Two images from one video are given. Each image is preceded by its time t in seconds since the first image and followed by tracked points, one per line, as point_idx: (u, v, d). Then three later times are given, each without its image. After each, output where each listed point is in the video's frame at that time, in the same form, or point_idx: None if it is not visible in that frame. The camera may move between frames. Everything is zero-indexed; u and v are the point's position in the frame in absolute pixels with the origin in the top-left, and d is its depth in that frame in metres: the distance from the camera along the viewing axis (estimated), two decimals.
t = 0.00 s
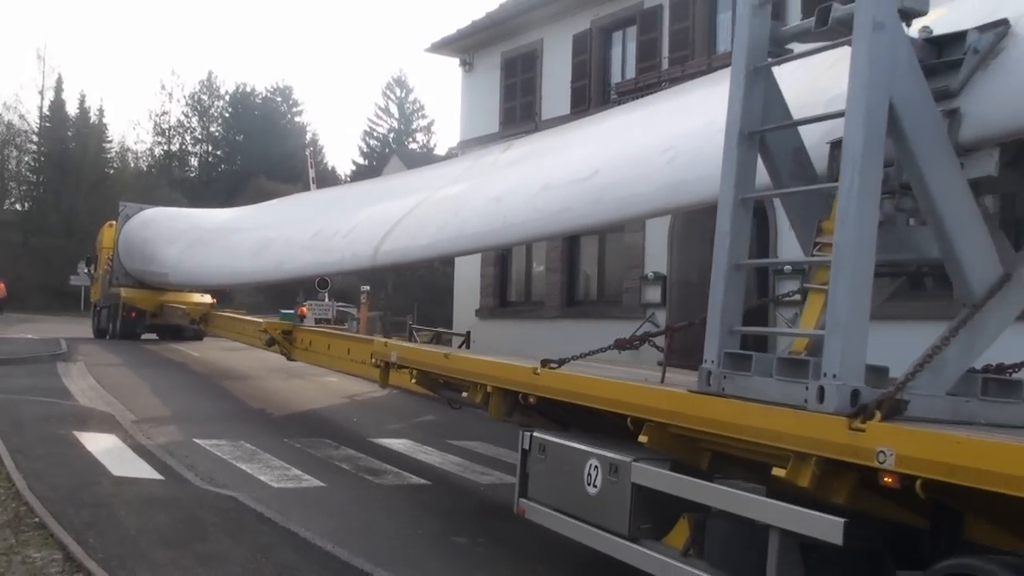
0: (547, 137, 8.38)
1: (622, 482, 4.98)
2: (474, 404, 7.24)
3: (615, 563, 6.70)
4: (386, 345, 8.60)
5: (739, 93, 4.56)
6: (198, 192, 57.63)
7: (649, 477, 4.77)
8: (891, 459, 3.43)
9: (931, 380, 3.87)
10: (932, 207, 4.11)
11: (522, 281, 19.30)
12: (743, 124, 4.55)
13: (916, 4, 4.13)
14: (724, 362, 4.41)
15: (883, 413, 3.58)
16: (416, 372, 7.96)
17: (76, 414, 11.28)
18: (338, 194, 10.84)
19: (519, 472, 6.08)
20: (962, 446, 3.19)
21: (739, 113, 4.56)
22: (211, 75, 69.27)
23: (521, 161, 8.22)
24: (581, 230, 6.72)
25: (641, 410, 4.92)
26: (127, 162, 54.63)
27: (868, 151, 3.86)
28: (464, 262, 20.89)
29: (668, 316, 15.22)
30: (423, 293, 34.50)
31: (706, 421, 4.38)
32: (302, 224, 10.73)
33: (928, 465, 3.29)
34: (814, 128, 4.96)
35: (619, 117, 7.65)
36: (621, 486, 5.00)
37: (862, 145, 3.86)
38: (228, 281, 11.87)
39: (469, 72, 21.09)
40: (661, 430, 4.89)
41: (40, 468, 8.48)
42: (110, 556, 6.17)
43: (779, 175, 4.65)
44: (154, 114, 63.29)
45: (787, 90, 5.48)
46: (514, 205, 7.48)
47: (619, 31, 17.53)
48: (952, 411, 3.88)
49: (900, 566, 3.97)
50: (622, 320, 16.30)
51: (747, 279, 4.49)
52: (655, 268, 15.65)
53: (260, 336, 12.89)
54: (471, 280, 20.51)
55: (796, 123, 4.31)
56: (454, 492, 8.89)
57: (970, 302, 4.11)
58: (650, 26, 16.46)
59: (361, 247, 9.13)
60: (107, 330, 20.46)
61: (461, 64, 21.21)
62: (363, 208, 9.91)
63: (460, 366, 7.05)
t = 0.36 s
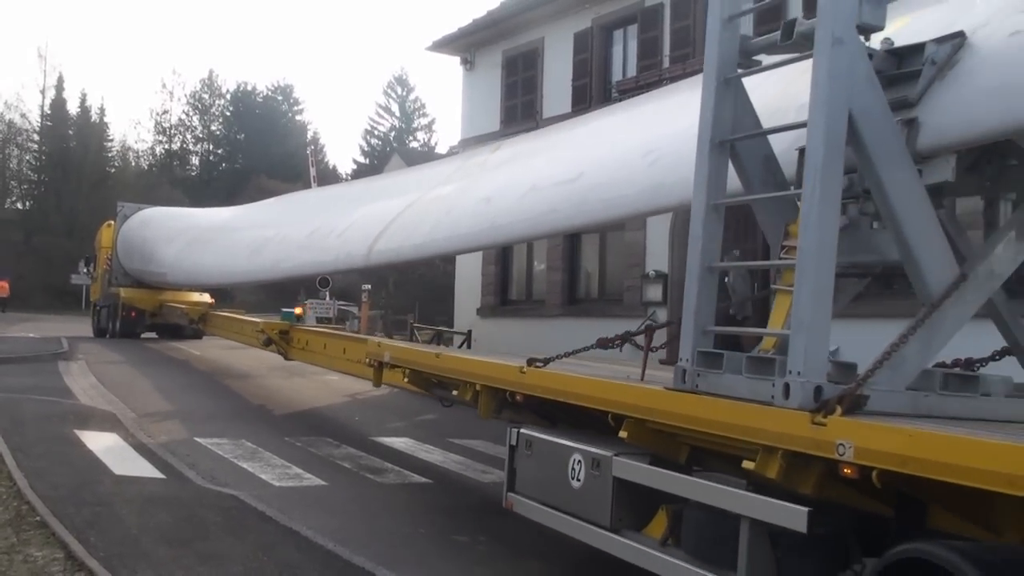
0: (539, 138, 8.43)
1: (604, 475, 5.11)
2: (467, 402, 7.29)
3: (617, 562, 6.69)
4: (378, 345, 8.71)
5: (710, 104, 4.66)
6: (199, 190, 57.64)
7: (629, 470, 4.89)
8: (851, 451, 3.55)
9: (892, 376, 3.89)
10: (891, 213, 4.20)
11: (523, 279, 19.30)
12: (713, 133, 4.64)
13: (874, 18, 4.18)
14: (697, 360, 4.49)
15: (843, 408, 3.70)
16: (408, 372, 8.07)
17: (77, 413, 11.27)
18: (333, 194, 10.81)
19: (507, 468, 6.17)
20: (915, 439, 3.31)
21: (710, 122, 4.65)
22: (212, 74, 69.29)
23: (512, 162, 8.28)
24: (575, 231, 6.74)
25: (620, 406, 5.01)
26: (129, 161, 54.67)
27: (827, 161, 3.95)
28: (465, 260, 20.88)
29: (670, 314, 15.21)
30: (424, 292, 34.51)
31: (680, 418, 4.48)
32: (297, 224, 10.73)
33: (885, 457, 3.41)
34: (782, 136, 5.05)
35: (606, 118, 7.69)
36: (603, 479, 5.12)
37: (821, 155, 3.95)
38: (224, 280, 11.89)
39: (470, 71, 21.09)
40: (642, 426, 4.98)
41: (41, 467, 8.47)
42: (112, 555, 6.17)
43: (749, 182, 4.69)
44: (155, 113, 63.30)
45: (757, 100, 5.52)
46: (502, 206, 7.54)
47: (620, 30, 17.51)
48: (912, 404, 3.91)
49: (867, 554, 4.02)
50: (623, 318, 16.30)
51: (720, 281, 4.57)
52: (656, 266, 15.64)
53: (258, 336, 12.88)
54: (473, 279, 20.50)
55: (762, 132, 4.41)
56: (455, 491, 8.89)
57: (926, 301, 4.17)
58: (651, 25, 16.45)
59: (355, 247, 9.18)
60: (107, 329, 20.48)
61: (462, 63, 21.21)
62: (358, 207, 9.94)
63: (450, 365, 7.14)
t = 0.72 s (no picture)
0: (532, 139, 8.44)
1: (588, 465, 5.33)
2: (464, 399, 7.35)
3: (620, 560, 6.68)
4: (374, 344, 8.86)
5: (685, 111, 4.85)
6: (200, 191, 57.60)
7: (612, 460, 5.11)
8: (814, 440, 3.79)
9: (857, 369, 4.09)
10: (856, 214, 4.37)
11: (524, 279, 19.28)
12: (688, 138, 4.83)
13: (837, 28, 4.39)
14: (674, 355, 4.75)
15: (810, 398, 3.93)
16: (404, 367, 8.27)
17: (78, 413, 11.28)
18: (329, 195, 10.82)
19: (497, 459, 6.38)
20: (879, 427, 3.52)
21: (686, 128, 4.85)
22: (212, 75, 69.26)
23: (505, 163, 8.30)
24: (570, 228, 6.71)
25: (605, 399, 5.24)
26: (129, 162, 54.65)
27: (793, 166, 4.17)
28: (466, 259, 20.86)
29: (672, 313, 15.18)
30: (426, 292, 34.48)
31: (660, 409, 4.72)
32: (294, 225, 10.74)
33: (847, 443, 3.63)
34: (756, 140, 5.15)
35: (597, 118, 7.70)
36: (587, 469, 5.34)
37: (788, 160, 4.18)
38: (221, 281, 11.91)
39: (470, 71, 21.08)
40: (625, 419, 5.22)
41: (43, 468, 8.47)
42: (113, 556, 6.17)
43: (723, 184, 4.87)
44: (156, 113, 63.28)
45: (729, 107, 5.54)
46: (493, 207, 7.58)
47: (620, 29, 17.49)
48: (876, 395, 4.11)
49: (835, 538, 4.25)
50: (624, 317, 16.29)
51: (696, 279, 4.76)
52: (658, 265, 15.62)
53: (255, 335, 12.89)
54: (474, 278, 20.48)
55: (735, 137, 4.59)
56: (457, 491, 8.87)
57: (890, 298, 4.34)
58: (651, 23, 16.44)
59: (350, 248, 9.21)
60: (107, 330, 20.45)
61: (462, 62, 21.20)
62: (355, 207, 9.96)
63: (446, 360, 7.34)
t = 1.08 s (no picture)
0: (527, 145, 8.50)
1: (573, 462, 5.44)
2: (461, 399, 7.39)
3: (619, 560, 6.69)
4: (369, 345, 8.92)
5: (662, 123, 5.00)
6: (199, 191, 57.57)
7: (596, 457, 5.22)
8: (780, 437, 3.95)
9: (823, 369, 4.29)
10: (823, 222, 4.53)
11: (523, 279, 19.27)
12: (666, 148, 4.98)
13: (804, 45, 4.63)
14: (652, 356, 4.95)
15: (777, 398, 4.09)
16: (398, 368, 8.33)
17: (77, 413, 11.26)
18: (326, 198, 10.87)
19: (488, 458, 6.44)
20: (841, 425, 3.66)
21: (664, 139, 5.00)
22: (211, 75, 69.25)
23: (499, 168, 8.36)
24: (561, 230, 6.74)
25: (588, 399, 5.37)
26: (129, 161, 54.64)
27: (763, 176, 4.40)
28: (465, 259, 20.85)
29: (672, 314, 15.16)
30: (424, 292, 34.49)
31: (640, 408, 4.86)
32: (290, 228, 10.76)
33: (812, 439, 3.78)
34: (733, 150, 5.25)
35: (588, 126, 7.77)
36: (572, 466, 5.46)
37: (758, 171, 4.40)
38: (218, 283, 11.93)
39: (469, 71, 21.09)
40: (608, 418, 5.33)
41: (42, 468, 8.46)
42: (112, 556, 6.16)
43: (700, 193, 4.99)
44: (155, 113, 63.26)
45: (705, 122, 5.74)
46: (485, 212, 7.65)
47: (619, 29, 17.48)
48: (842, 395, 4.30)
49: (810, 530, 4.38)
50: (623, 318, 16.29)
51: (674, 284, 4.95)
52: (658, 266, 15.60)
53: (253, 335, 12.87)
54: (473, 278, 20.47)
55: (711, 148, 4.75)
56: (456, 491, 8.87)
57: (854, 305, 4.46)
58: (651, 23, 16.44)
59: (346, 252, 9.25)
60: (105, 330, 20.43)
61: (461, 63, 21.20)
62: (351, 210, 9.99)
63: (436, 362, 7.45)
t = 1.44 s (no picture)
0: (517, 146, 8.56)
1: (560, 458, 5.76)
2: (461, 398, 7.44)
3: (620, 561, 6.70)
4: (364, 344, 9.08)
5: (640, 132, 5.31)
6: (199, 193, 57.53)
7: (581, 453, 5.53)
8: (751, 431, 4.29)
9: (795, 366, 4.62)
10: (793, 227, 4.82)
11: (524, 279, 19.28)
12: (645, 155, 5.31)
13: (773, 58, 4.85)
14: (631, 355, 5.28)
15: (750, 393, 4.42)
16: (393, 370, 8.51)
17: (78, 415, 11.27)
18: (320, 198, 10.90)
19: (477, 454, 6.74)
20: (814, 421, 3.95)
21: (642, 147, 5.31)
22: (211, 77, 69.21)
23: (490, 169, 8.43)
24: (551, 231, 6.81)
25: (571, 396, 5.70)
26: (129, 163, 54.60)
27: (734, 185, 4.67)
28: (466, 260, 20.85)
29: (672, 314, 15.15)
30: (425, 293, 34.48)
31: (622, 404, 5.20)
32: (286, 230, 10.80)
33: (784, 434, 4.10)
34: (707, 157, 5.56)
35: (575, 129, 7.91)
36: (559, 462, 5.77)
37: (730, 180, 4.68)
38: (215, 285, 11.98)
39: (469, 72, 21.08)
40: (592, 414, 5.67)
41: (43, 470, 8.46)
42: (113, 558, 6.16)
43: (678, 197, 5.32)
44: (155, 115, 63.24)
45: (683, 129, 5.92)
46: (474, 213, 7.77)
47: (619, 30, 17.46)
48: (813, 389, 4.65)
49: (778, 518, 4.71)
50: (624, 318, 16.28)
51: (654, 286, 5.28)
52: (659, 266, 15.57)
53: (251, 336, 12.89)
54: (474, 279, 20.48)
55: (685, 156, 5.06)
56: (457, 491, 8.88)
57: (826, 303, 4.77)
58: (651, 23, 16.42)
59: (342, 252, 9.32)
60: (105, 332, 20.41)
61: (461, 63, 21.19)
62: (345, 211, 10.03)
63: (429, 361, 7.73)
